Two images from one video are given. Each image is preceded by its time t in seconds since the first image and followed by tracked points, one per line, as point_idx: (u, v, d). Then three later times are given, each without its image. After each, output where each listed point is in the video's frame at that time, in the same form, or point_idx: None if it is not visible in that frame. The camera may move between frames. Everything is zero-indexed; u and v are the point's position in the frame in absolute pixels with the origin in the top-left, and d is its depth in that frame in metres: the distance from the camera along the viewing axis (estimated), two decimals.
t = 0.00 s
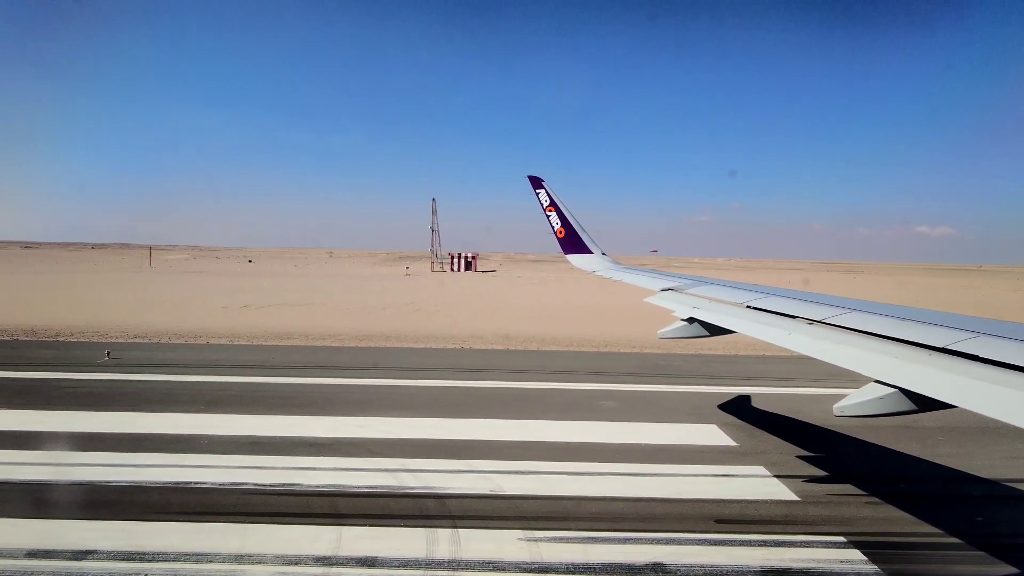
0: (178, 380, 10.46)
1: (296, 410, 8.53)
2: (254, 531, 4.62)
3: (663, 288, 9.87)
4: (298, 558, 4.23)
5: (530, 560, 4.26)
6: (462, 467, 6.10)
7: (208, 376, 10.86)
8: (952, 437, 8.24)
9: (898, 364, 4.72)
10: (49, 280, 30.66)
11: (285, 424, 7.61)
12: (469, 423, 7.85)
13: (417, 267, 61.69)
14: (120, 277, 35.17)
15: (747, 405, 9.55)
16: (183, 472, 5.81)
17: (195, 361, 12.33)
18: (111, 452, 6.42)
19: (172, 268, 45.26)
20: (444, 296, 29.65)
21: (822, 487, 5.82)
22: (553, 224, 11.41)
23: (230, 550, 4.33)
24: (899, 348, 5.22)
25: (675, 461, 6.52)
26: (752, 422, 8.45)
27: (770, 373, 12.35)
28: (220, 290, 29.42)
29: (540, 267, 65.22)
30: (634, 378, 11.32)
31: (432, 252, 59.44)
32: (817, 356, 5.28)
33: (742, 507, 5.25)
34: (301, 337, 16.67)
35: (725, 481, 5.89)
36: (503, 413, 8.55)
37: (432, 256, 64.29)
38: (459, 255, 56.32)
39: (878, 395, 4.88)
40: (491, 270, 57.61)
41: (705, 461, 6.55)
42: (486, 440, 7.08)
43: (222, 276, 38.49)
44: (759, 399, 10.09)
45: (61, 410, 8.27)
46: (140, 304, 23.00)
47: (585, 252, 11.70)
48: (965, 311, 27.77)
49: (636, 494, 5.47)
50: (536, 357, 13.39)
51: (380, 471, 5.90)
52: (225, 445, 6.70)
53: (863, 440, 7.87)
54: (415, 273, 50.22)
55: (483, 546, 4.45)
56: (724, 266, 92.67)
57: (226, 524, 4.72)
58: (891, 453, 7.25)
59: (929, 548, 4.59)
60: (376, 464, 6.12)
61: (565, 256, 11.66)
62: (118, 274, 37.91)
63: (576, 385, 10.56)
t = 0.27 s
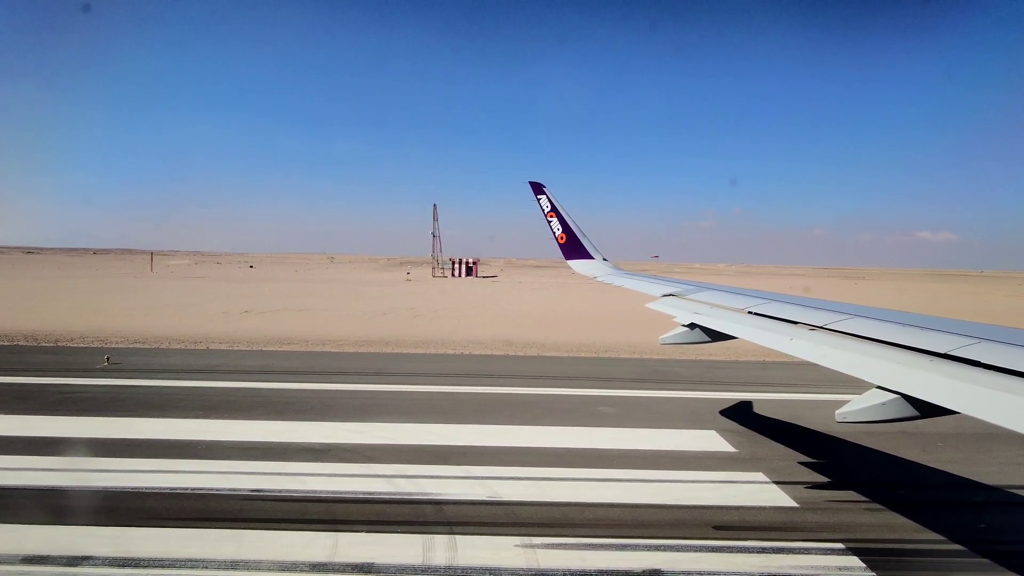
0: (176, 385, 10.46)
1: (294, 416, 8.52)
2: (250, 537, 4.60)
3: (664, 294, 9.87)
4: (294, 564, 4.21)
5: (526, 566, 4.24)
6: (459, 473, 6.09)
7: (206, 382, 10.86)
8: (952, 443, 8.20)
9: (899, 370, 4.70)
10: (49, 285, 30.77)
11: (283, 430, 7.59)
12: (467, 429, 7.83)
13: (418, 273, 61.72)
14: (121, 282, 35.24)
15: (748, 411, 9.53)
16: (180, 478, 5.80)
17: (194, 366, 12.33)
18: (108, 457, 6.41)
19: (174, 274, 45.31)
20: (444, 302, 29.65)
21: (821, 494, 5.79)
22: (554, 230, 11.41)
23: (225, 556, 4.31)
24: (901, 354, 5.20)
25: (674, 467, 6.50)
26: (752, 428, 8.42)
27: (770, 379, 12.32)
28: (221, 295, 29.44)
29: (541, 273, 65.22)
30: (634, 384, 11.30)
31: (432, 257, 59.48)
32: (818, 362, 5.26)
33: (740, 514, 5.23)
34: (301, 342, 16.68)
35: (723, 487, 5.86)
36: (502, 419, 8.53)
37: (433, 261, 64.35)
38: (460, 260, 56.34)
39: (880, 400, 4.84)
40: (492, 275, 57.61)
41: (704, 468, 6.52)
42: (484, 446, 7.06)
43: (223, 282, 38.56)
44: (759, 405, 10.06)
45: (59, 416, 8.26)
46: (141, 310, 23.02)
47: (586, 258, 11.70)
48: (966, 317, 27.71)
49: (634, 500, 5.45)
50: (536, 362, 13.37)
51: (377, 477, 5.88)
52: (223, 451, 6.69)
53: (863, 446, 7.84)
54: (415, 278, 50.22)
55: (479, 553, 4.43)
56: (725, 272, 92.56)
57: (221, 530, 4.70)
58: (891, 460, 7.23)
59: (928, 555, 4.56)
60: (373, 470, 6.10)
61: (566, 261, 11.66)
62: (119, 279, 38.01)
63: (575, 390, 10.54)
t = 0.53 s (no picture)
0: (176, 389, 10.46)
1: (294, 419, 8.52)
2: (247, 540, 4.60)
3: (666, 297, 9.87)
4: (291, 568, 4.21)
5: (524, 571, 4.23)
6: (458, 477, 6.08)
7: (206, 385, 10.86)
8: (953, 447, 8.18)
9: (903, 374, 4.69)
10: (51, 288, 30.85)
11: (282, 433, 7.60)
12: (466, 433, 7.82)
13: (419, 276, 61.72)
14: (123, 285, 35.28)
15: (749, 415, 9.50)
16: (178, 482, 5.80)
17: (195, 370, 12.34)
18: (107, 461, 6.41)
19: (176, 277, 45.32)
20: (445, 306, 29.64)
21: (821, 498, 5.77)
22: (556, 234, 11.42)
23: (223, 560, 4.31)
24: (905, 358, 5.19)
25: (673, 471, 6.48)
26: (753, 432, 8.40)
27: (771, 383, 12.30)
28: (222, 299, 29.48)
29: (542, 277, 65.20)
30: (634, 388, 11.28)
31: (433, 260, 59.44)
32: (821, 366, 5.25)
33: (739, 518, 5.22)
34: (302, 346, 16.69)
35: (722, 491, 5.85)
36: (502, 423, 8.53)
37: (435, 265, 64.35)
38: (461, 263, 56.33)
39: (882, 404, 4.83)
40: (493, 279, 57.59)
41: (703, 471, 6.51)
42: (483, 450, 7.05)
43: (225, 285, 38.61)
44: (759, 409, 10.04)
45: (59, 419, 8.27)
46: (142, 313, 23.04)
47: (588, 261, 11.70)
48: (967, 321, 27.64)
49: (633, 504, 5.44)
50: (536, 366, 13.36)
51: (375, 481, 5.88)
52: (222, 454, 6.68)
53: (863, 451, 7.82)
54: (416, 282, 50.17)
55: (476, 557, 4.42)
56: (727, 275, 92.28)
57: (219, 533, 4.70)
58: (891, 464, 7.21)
59: (928, 560, 4.54)
60: (371, 474, 6.10)
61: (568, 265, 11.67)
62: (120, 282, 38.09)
63: (575, 394, 10.53)
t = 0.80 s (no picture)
0: (178, 390, 10.49)
1: (295, 421, 8.52)
2: (246, 542, 4.60)
3: (669, 299, 9.86)
4: (288, 570, 4.21)
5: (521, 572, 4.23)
6: (458, 478, 6.07)
7: (208, 386, 10.88)
8: (955, 450, 8.15)
9: (906, 376, 4.67)
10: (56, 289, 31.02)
11: (283, 434, 7.61)
12: (467, 435, 7.81)
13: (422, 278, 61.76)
14: (127, 286, 35.40)
15: (751, 417, 9.48)
16: (178, 482, 5.81)
17: (197, 371, 12.37)
18: (108, 461, 6.43)
19: (179, 278, 45.51)
20: (447, 308, 29.64)
21: (821, 501, 5.75)
22: (559, 235, 11.42)
23: (221, 561, 4.32)
24: (909, 360, 5.17)
25: (672, 473, 6.48)
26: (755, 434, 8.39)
27: (773, 385, 12.27)
28: (225, 300, 29.56)
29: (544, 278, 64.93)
30: (635, 389, 11.27)
31: (436, 261, 59.48)
32: (824, 368, 5.24)
33: (738, 520, 5.20)
34: (304, 347, 16.72)
35: (722, 493, 5.84)
36: (502, 424, 8.53)
37: (437, 266, 64.38)
38: (463, 265, 56.33)
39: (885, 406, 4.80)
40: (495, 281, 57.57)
41: (703, 473, 6.50)
42: (483, 452, 7.04)
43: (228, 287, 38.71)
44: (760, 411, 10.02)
45: (61, 420, 8.30)
46: (144, 314, 23.11)
47: (591, 263, 11.70)
48: (971, 323, 27.54)
49: (632, 506, 5.43)
50: (538, 368, 13.34)
51: (375, 482, 5.89)
52: (222, 455, 6.70)
53: (864, 453, 7.79)
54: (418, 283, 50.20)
55: (474, 558, 4.42)
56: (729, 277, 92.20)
57: (217, 534, 4.70)
58: (893, 466, 7.18)
59: (928, 563, 4.53)
60: (370, 475, 6.10)
61: (570, 267, 11.67)
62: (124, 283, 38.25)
63: (575, 396, 10.52)
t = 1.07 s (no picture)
0: (180, 390, 10.53)
1: (295, 421, 8.54)
2: (245, 542, 4.61)
3: (671, 300, 9.85)
4: (287, 570, 4.22)
5: (519, 573, 4.23)
6: (457, 478, 6.08)
7: (209, 386, 10.92)
8: (957, 451, 8.11)
9: (910, 377, 4.66)
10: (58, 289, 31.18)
11: (284, 435, 7.62)
12: (467, 435, 7.82)
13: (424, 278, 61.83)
14: (130, 287, 35.49)
15: (752, 418, 9.46)
16: (177, 483, 5.83)
17: (198, 371, 12.39)
18: (109, 462, 6.45)
19: (182, 279, 45.60)
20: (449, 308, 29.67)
21: (820, 502, 5.74)
22: (561, 236, 11.43)
23: (219, 561, 4.33)
24: (912, 360, 5.16)
25: (672, 473, 6.47)
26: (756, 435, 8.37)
27: (774, 386, 12.25)
28: (227, 300, 29.62)
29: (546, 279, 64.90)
30: (636, 390, 11.25)
31: (438, 262, 59.48)
32: (828, 368, 5.22)
33: (736, 522, 5.19)
34: (305, 348, 16.77)
35: (721, 494, 5.83)
36: (503, 425, 8.52)
37: (439, 267, 64.42)
38: (465, 265, 56.31)
39: (889, 408, 4.79)
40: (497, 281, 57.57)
41: (703, 474, 6.49)
42: (482, 452, 7.06)
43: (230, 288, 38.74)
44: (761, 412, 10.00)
45: (62, 420, 8.33)
46: (147, 315, 23.18)
47: (594, 264, 11.70)
48: (974, 324, 27.44)
49: (631, 507, 5.43)
50: (538, 369, 13.35)
51: (374, 483, 5.89)
52: (222, 456, 6.72)
53: (865, 454, 7.77)
54: (420, 284, 50.16)
55: (473, 559, 4.42)
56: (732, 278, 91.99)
57: (216, 535, 4.71)
58: (893, 468, 7.16)
59: (928, 564, 4.51)
60: (370, 475, 6.11)
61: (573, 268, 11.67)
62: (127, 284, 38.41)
63: (576, 397, 10.51)
